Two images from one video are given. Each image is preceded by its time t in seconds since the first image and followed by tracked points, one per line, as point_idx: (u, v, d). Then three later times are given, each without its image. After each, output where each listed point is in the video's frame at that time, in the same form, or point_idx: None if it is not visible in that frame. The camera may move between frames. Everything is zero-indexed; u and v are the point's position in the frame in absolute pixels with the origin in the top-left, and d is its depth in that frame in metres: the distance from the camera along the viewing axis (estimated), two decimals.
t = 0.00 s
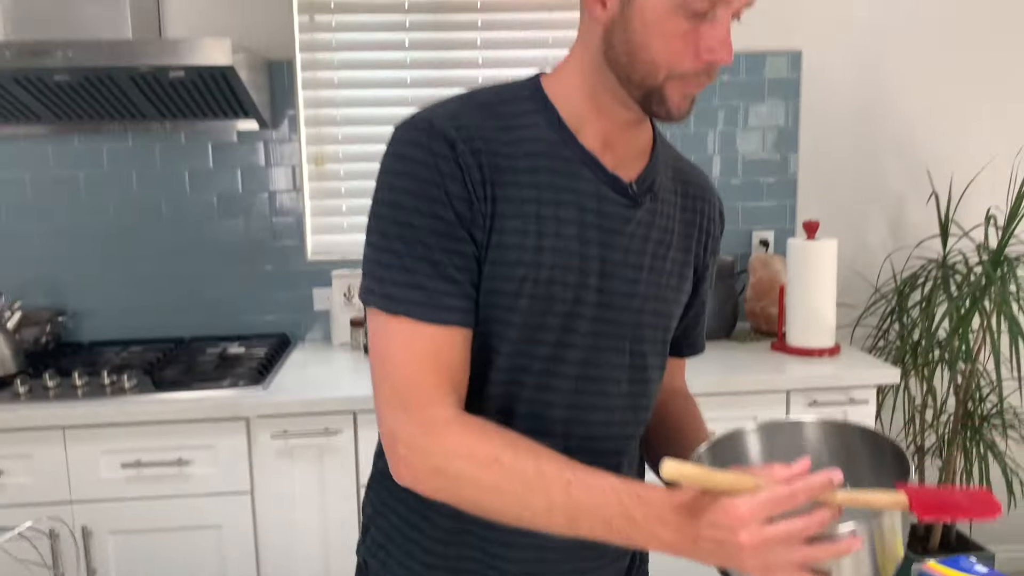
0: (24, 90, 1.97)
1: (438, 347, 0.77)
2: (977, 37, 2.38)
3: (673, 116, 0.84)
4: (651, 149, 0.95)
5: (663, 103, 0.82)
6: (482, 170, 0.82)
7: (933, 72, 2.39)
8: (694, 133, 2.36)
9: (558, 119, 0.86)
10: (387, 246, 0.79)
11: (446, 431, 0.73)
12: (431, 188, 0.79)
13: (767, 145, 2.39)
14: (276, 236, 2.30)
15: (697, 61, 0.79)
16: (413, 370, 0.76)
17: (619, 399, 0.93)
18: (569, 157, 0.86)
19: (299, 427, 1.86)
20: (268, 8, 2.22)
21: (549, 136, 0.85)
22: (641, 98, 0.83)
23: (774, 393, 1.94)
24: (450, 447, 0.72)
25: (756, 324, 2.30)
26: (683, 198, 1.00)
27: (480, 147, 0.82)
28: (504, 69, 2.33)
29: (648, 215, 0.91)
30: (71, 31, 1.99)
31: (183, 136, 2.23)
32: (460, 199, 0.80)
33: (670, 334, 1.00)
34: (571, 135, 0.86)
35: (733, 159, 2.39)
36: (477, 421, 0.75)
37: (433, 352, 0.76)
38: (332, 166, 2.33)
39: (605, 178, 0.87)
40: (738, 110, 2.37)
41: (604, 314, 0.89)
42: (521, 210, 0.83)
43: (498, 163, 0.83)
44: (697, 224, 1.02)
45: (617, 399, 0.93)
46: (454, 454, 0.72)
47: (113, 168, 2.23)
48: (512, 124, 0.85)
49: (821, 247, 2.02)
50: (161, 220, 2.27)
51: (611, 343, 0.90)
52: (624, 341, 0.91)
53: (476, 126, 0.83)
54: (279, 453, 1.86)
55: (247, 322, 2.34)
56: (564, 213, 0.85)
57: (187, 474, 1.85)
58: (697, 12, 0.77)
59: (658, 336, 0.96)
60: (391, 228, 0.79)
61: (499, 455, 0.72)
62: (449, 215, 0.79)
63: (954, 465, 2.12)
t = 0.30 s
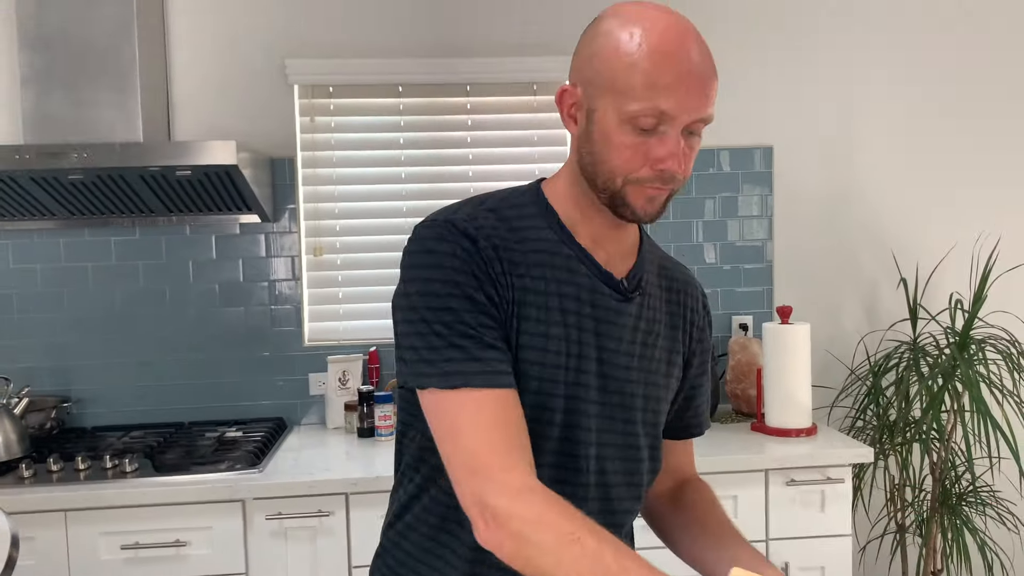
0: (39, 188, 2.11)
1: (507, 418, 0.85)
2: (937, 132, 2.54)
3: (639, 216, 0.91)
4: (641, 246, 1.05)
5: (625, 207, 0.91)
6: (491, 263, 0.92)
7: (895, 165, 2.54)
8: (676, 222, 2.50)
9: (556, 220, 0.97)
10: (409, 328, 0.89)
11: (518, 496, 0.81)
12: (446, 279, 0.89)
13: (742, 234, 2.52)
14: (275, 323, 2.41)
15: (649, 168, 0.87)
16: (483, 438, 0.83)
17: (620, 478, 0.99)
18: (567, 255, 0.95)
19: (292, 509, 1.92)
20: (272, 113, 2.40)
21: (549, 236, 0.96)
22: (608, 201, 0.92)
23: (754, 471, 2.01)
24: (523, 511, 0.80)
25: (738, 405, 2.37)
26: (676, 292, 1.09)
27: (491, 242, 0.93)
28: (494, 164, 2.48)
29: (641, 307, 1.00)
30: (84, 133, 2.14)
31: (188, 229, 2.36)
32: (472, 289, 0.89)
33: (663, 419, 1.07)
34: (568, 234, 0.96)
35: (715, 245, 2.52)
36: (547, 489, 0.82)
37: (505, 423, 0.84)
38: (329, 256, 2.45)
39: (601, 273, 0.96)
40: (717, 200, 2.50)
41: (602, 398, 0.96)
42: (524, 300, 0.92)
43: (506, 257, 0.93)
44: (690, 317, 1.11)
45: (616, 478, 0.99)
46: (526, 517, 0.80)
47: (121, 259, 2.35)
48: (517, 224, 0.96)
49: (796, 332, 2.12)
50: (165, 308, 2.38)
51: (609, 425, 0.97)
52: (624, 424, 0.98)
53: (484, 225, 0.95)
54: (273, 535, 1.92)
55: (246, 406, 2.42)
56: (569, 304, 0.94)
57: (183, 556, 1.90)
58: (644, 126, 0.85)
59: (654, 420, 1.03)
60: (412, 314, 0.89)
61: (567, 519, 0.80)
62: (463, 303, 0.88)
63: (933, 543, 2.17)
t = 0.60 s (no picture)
0: (66, 194, 2.15)
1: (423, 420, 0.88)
2: (952, 156, 2.56)
3: (588, 225, 0.93)
4: (639, 250, 1.06)
5: (571, 214, 0.94)
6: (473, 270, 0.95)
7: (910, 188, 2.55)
8: (691, 241, 2.52)
9: (547, 228, 1.00)
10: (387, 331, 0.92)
11: (406, 487, 0.84)
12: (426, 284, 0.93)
13: (756, 254, 2.53)
14: (292, 333, 2.44)
15: (578, 174, 0.90)
16: (399, 443, 0.87)
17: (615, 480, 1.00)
18: (551, 261, 0.98)
19: (304, 516, 1.94)
20: (295, 126, 2.45)
21: (534, 243, 0.99)
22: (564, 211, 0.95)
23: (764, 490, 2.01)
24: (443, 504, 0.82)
25: (750, 424, 2.37)
26: (678, 297, 1.09)
27: (474, 249, 0.97)
28: (511, 180, 2.51)
29: (634, 311, 1.01)
30: (113, 142, 2.19)
31: (209, 238, 2.40)
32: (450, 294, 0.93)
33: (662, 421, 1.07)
34: (557, 242, 0.99)
35: (729, 265, 2.53)
36: (459, 487, 0.85)
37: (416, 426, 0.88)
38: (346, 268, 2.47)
39: (586, 277, 0.98)
40: (733, 220, 2.52)
41: (591, 400, 0.98)
42: (506, 306, 0.96)
43: (489, 263, 0.96)
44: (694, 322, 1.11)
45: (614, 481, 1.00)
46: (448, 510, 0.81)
47: (142, 266, 2.40)
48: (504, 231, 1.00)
49: (808, 352, 2.13)
50: (183, 315, 2.42)
51: (599, 428, 0.98)
52: (612, 425, 0.99)
53: (470, 232, 0.98)
54: (284, 541, 1.94)
55: (261, 414, 2.45)
56: (547, 309, 0.97)
57: (196, 559, 1.93)
58: (568, 132, 0.89)
59: (650, 423, 1.04)
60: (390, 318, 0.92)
61: (484, 509, 0.81)
62: (438, 308, 0.92)
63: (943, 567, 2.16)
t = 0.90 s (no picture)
0: (78, 180, 2.15)
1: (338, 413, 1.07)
2: (966, 155, 2.53)
3: (456, 209, 0.91)
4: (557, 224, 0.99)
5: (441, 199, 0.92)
6: (368, 265, 1.02)
7: (924, 187, 2.53)
8: (702, 237, 2.51)
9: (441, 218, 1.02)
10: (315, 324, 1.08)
11: (299, 460, 1.04)
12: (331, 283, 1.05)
13: (768, 252, 2.52)
14: (300, 323, 2.44)
15: (431, 157, 0.88)
16: (311, 418, 1.07)
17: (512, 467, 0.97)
18: (447, 249, 1.00)
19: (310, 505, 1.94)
20: (306, 115, 2.44)
21: (433, 234, 1.01)
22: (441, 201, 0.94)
23: (771, 488, 2.00)
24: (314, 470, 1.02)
25: (758, 422, 2.36)
26: (591, 273, 0.97)
27: (370, 246, 1.03)
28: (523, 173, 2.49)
29: (522, 292, 0.97)
30: (125, 128, 2.19)
31: (219, 226, 2.40)
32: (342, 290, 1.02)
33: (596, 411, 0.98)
34: (446, 231, 1.00)
35: (739, 262, 2.52)
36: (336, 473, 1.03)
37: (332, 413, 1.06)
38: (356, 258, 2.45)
39: (472, 262, 0.98)
40: (745, 217, 2.51)
41: (475, 385, 0.96)
42: (391, 296, 1.00)
43: (382, 258, 1.02)
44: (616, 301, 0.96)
45: (515, 469, 0.97)
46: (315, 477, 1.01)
47: (151, 254, 2.40)
48: (404, 226, 1.04)
49: (820, 350, 2.11)
50: (192, 303, 2.42)
51: (490, 413, 0.96)
52: (513, 411, 0.96)
53: (377, 230, 1.05)
54: (290, 529, 1.94)
55: (268, 404, 2.45)
56: (430, 297, 0.99)
57: (201, 546, 1.93)
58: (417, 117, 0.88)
59: (554, 410, 0.96)
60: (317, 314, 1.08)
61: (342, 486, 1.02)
62: (333, 303, 1.03)
63: (951, 569, 2.15)
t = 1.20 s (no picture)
0: (85, 173, 2.16)
1: (179, 436, 1.03)
2: (975, 151, 2.52)
3: (317, 208, 0.89)
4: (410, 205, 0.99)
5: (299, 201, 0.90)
6: (228, 271, 1.01)
7: (932, 183, 2.51)
8: (710, 233, 2.50)
9: (300, 216, 1.01)
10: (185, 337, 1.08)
11: (126, 473, 1.00)
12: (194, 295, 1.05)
13: (776, 247, 2.51)
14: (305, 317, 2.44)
15: (285, 160, 0.86)
16: (150, 436, 1.03)
17: (390, 452, 0.95)
18: (305, 243, 0.99)
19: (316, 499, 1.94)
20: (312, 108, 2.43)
21: (290, 232, 1.01)
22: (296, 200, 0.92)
23: (776, 484, 2.00)
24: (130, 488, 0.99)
25: (764, 418, 2.35)
26: (448, 249, 0.97)
27: (229, 253, 1.03)
28: (529, 168, 2.54)
29: (380, 275, 0.96)
30: (131, 121, 2.19)
31: (225, 220, 2.39)
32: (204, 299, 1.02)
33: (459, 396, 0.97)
34: (303, 226, 1.00)
35: (745, 258, 2.51)
36: (151, 503, 1.00)
37: (172, 432, 1.03)
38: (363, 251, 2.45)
39: (328, 253, 0.97)
40: (752, 213, 2.50)
41: (338, 375, 0.96)
42: (251, 298, 1.00)
43: (241, 262, 1.01)
44: (473, 273, 0.96)
45: (388, 455, 0.96)
46: (124, 494, 0.98)
47: (157, 247, 2.40)
48: (266, 229, 1.04)
49: (827, 346, 2.10)
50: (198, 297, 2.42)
51: (362, 400, 0.95)
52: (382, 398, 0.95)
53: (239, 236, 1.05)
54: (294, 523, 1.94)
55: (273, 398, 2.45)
56: (288, 292, 0.98)
57: (206, 539, 1.93)
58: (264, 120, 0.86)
59: (426, 391, 0.95)
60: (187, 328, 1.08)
61: (149, 515, 0.99)
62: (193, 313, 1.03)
63: (957, 567, 2.14)
